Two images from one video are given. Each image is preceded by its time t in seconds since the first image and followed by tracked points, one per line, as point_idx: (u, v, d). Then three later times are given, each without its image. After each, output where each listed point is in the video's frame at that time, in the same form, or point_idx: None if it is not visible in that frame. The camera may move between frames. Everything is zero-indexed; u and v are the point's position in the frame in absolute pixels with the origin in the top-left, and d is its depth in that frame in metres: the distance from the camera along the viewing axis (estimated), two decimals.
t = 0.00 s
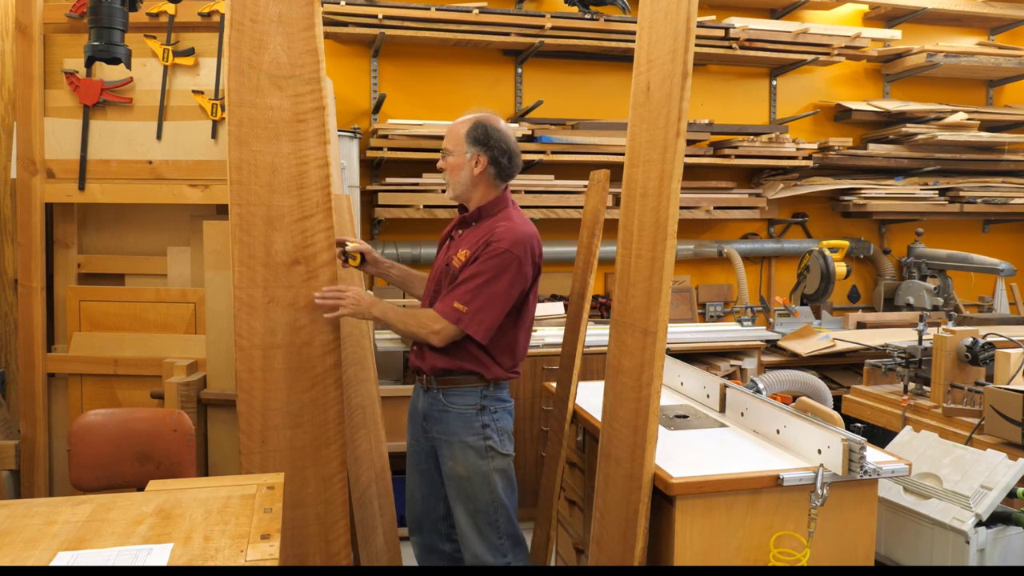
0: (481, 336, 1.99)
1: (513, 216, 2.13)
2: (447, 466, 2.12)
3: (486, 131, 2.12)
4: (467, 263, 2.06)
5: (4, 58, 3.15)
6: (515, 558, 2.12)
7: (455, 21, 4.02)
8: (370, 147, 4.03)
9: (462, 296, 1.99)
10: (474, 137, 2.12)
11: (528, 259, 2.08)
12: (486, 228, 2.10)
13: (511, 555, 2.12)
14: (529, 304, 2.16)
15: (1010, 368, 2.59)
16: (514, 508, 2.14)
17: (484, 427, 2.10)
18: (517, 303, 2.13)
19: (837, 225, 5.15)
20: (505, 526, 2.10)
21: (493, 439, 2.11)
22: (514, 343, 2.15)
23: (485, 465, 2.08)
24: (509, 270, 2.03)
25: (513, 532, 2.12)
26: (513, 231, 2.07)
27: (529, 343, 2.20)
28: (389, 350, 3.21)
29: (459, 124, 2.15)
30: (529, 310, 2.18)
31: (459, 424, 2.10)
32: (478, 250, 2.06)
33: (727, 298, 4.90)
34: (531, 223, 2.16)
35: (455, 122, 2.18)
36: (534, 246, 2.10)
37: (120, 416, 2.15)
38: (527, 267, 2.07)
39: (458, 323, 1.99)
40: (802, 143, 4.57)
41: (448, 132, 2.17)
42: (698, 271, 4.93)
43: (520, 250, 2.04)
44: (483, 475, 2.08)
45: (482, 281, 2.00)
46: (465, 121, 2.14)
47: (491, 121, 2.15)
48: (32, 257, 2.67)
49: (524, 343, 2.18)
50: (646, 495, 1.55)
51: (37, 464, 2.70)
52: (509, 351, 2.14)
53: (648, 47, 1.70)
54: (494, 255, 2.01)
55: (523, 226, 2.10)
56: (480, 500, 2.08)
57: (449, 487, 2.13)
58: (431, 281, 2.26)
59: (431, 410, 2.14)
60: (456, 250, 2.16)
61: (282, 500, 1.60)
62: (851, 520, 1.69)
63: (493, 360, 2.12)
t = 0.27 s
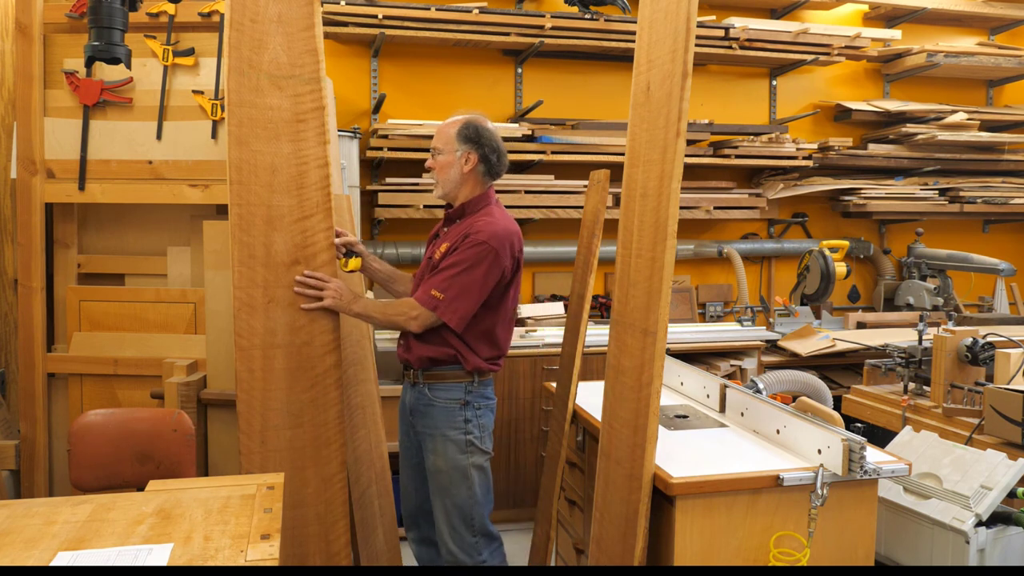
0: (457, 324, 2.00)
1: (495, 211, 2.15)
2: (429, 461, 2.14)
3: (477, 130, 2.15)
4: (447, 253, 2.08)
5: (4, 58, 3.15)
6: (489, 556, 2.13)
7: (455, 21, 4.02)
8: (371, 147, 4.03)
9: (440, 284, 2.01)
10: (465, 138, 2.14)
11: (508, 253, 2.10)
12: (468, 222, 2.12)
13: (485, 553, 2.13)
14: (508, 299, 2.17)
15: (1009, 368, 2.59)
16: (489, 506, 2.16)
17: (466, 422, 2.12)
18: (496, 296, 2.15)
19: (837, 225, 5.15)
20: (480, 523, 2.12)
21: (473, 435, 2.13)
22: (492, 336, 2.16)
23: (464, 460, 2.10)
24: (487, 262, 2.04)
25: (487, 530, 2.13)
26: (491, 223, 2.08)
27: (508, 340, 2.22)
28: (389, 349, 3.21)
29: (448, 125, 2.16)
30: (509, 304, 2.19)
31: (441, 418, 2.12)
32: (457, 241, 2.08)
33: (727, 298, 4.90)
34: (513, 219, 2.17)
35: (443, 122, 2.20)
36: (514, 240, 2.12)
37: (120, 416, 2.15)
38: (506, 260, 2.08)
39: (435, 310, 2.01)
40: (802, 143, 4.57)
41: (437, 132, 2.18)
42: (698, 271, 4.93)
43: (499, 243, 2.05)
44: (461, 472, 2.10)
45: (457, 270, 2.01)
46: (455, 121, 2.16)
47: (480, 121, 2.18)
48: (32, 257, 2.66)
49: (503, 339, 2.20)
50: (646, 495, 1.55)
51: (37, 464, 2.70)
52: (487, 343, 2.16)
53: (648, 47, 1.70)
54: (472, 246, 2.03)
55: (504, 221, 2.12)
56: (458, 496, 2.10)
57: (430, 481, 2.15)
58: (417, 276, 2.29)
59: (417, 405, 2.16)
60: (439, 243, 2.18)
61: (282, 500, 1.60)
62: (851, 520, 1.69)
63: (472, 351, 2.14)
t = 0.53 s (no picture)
0: (458, 323, 2.00)
1: (483, 207, 2.15)
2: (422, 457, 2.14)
3: (453, 128, 2.14)
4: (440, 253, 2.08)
5: (3, 58, 3.15)
6: (474, 558, 2.13)
7: (455, 21, 4.02)
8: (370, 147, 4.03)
9: (438, 286, 2.01)
10: (443, 137, 2.14)
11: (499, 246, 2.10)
12: (458, 219, 2.12)
13: (470, 554, 2.13)
14: (504, 293, 2.17)
15: (1009, 368, 2.59)
16: (478, 506, 2.15)
17: (461, 419, 2.12)
18: (492, 290, 2.15)
19: (837, 225, 5.15)
20: (467, 522, 2.11)
21: (468, 433, 2.13)
22: (490, 332, 2.16)
23: (456, 458, 2.11)
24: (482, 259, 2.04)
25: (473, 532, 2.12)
26: (479, 219, 2.08)
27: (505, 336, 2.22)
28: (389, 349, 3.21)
29: (425, 126, 2.16)
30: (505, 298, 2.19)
31: (438, 414, 2.12)
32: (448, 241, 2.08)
33: (727, 298, 4.90)
34: (500, 212, 2.17)
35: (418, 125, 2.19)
36: (504, 234, 2.12)
37: (120, 416, 2.15)
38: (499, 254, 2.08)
39: (435, 312, 2.01)
40: (802, 143, 4.57)
41: (415, 135, 2.18)
42: (698, 271, 4.93)
43: (490, 237, 2.05)
44: (452, 469, 2.10)
45: (452, 269, 2.01)
46: (431, 121, 2.16)
47: (455, 118, 2.17)
48: (32, 257, 2.66)
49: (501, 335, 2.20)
50: (646, 495, 1.55)
51: (37, 464, 2.70)
52: (487, 339, 2.15)
53: (648, 47, 1.70)
54: (465, 243, 2.02)
55: (492, 215, 2.12)
56: (448, 494, 2.10)
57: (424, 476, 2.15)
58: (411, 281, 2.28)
59: (415, 401, 2.16)
60: (430, 245, 2.18)
61: (282, 500, 1.60)
62: (851, 520, 1.69)
63: (472, 348, 2.14)
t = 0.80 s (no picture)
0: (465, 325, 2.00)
1: (480, 206, 2.15)
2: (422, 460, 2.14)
3: (455, 126, 2.15)
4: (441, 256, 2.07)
5: (4, 58, 3.16)
6: (480, 558, 2.13)
7: (455, 21, 4.02)
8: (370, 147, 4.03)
9: (443, 289, 2.00)
10: (444, 135, 2.14)
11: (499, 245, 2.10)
12: (458, 220, 2.11)
13: (477, 554, 2.13)
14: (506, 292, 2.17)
15: (1010, 368, 2.59)
16: (484, 507, 2.15)
17: (460, 421, 2.12)
18: (493, 289, 2.15)
19: (837, 225, 5.15)
20: (472, 524, 2.11)
21: (468, 435, 2.13)
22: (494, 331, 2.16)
23: (457, 460, 2.10)
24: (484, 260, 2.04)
25: (479, 532, 2.12)
26: (479, 218, 2.08)
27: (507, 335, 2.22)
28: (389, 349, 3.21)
29: (427, 123, 2.17)
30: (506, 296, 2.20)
31: (436, 416, 2.12)
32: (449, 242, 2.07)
33: (727, 298, 4.90)
34: (498, 210, 2.17)
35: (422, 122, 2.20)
36: (504, 232, 2.12)
37: (120, 416, 2.15)
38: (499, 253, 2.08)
39: (442, 316, 2.00)
40: (802, 143, 4.57)
41: (417, 132, 2.19)
42: (698, 271, 4.93)
43: (490, 236, 2.05)
44: (454, 471, 2.10)
45: (456, 271, 2.01)
46: (434, 119, 2.16)
47: (458, 116, 2.18)
48: (32, 257, 2.66)
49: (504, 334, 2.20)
50: (645, 495, 1.55)
51: (37, 464, 2.70)
52: (491, 338, 2.16)
53: (648, 48, 1.70)
54: (467, 244, 2.02)
55: (490, 214, 2.12)
56: (450, 496, 2.09)
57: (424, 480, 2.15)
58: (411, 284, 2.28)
59: (415, 403, 2.16)
60: (429, 247, 2.17)
61: (281, 500, 1.61)
62: (851, 520, 1.69)
63: (476, 347, 2.14)
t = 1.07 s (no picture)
0: (479, 325, 1.99)
1: (483, 205, 2.14)
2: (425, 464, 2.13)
3: (460, 123, 2.15)
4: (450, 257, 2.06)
5: (3, 58, 3.16)
6: (488, 559, 2.13)
7: (455, 21, 4.02)
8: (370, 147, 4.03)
9: (456, 291, 1.99)
10: (448, 132, 2.14)
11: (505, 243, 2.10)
12: (463, 221, 2.09)
13: (483, 556, 2.13)
14: (511, 290, 2.18)
15: (1009, 368, 2.59)
16: (489, 509, 2.15)
17: (460, 425, 2.11)
18: (500, 288, 2.15)
19: (837, 225, 5.15)
20: (477, 526, 2.11)
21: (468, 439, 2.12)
22: (502, 330, 2.16)
23: (459, 464, 2.10)
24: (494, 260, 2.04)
25: (485, 534, 2.12)
26: (485, 217, 2.07)
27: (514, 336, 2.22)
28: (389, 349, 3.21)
29: (431, 121, 2.17)
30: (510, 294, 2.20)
31: (436, 420, 2.12)
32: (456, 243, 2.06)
33: (727, 298, 4.90)
34: (499, 208, 2.17)
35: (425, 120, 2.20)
36: (508, 230, 2.13)
37: (120, 416, 2.15)
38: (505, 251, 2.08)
39: (456, 319, 1.99)
40: (802, 143, 4.57)
41: (421, 130, 2.19)
42: (698, 271, 4.93)
43: (497, 235, 2.05)
44: (456, 474, 2.10)
45: (467, 271, 2.00)
46: (438, 116, 2.17)
47: (462, 114, 2.19)
48: (32, 257, 2.66)
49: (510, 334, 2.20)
50: (646, 495, 1.55)
51: (37, 464, 2.69)
52: (498, 337, 2.16)
53: (648, 47, 1.70)
54: (476, 244, 2.01)
55: (495, 213, 2.11)
56: (454, 499, 2.09)
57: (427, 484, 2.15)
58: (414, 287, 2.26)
59: (416, 406, 2.16)
60: (434, 248, 2.16)
61: (281, 500, 1.61)
62: (851, 520, 1.69)
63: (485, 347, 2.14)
